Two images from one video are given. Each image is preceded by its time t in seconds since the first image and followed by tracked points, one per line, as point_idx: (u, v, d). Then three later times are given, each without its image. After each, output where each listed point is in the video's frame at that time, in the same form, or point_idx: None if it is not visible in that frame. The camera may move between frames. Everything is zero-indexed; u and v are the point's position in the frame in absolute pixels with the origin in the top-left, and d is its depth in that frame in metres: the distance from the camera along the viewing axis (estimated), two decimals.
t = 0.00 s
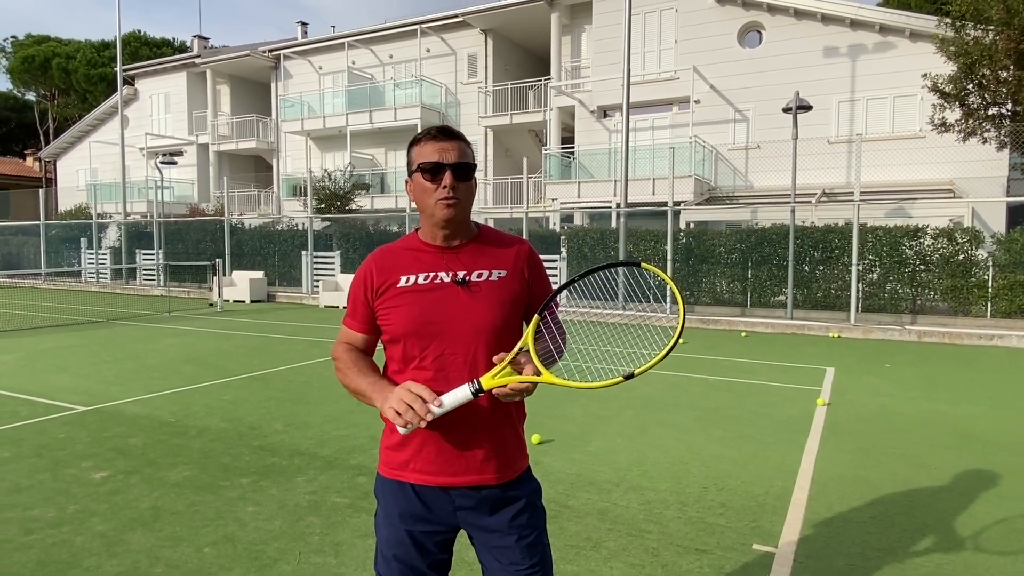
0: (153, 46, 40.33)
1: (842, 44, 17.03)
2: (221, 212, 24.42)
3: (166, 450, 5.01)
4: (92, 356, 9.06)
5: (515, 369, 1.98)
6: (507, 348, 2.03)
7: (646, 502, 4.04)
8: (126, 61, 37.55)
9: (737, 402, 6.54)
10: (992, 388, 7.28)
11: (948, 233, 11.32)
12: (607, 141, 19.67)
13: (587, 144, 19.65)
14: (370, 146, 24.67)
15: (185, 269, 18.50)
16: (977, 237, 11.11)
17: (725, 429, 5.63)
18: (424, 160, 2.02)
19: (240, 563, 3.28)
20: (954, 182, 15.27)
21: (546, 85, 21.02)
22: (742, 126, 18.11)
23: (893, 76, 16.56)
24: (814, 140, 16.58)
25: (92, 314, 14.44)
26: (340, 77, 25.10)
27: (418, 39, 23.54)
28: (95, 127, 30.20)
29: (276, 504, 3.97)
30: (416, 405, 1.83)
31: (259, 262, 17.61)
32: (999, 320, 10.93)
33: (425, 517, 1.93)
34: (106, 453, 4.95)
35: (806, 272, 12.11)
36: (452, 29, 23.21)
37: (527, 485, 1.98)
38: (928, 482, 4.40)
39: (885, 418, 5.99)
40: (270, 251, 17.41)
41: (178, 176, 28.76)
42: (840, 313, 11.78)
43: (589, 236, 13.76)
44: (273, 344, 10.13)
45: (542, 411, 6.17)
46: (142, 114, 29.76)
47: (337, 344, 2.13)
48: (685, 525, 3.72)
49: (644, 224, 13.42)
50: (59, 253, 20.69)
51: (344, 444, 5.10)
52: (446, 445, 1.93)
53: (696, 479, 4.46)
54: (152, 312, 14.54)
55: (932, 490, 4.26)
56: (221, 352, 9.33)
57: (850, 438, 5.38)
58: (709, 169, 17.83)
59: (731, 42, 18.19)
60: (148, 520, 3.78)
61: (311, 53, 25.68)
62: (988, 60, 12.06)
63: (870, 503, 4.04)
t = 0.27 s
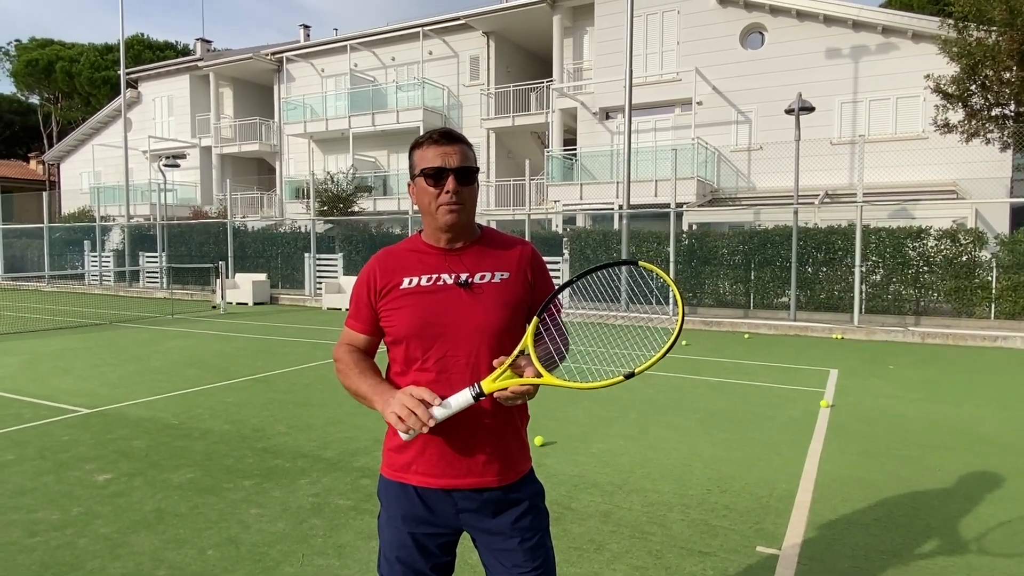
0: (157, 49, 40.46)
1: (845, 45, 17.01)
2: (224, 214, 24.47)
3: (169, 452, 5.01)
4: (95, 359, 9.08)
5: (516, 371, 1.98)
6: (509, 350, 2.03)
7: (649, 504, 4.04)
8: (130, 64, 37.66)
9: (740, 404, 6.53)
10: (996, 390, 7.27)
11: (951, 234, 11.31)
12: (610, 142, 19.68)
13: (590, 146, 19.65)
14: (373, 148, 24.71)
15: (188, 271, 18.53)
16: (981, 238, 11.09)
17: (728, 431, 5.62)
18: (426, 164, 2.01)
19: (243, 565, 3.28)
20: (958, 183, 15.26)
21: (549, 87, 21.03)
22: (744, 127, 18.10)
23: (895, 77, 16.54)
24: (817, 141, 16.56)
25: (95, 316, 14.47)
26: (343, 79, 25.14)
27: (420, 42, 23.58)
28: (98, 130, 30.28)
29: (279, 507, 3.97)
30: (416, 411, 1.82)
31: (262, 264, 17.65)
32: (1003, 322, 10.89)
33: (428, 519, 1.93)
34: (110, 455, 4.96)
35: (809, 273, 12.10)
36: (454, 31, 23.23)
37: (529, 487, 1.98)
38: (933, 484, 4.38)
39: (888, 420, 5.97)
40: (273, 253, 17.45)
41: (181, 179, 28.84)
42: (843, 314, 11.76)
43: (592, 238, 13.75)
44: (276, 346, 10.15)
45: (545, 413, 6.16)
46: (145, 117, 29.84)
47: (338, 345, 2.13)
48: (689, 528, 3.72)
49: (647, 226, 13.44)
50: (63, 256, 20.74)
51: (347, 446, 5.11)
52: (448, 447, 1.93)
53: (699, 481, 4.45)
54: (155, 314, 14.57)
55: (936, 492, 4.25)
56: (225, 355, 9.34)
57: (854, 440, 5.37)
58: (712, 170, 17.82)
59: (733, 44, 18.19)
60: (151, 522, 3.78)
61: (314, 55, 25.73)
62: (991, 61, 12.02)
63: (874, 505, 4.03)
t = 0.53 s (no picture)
0: (160, 52, 40.58)
1: (847, 47, 16.99)
2: (227, 216, 24.51)
3: (172, 454, 5.02)
4: (99, 361, 9.09)
5: (522, 374, 1.98)
6: (513, 353, 2.04)
7: (652, 506, 4.03)
8: (133, 67, 37.76)
9: (743, 406, 6.52)
10: (1000, 391, 7.25)
11: (954, 236, 11.30)
12: (612, 144, 19.68)
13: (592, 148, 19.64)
14: (375, 151, 24.74)
15: (191, 273, 18.55)
16: (984, 239, 11.08)
17: (732, 433, 5.61)
18: (430, 167, 2.01)
19: (246, 567, 3.27)
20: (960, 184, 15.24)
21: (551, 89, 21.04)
22: (747, 129, 18.10)
23: (897, 78, 16.52)
24: (819, 142, 16.55)
25: (99, 318, 14.49)
26: (345, 82, 25.17)
27: (422, 44, 23.60)
28: (101, 133, 30.35)
29: (281, 509, 3.97)
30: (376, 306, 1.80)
31: (265, 266, 17.68)
32: (1007, 323, 10.87)
33: (431, 520, 1.93)
34: (113, 457, 4.96)
35: (812, 275, 12.09)
36: (456, 33, 23.25)
37: (532, 489, 1.98)
38: (937, 486, 4.37)
39: (892, 421, 5.96)
40: (276, 255, 17.48)
41: (184, 181, 28.90)
42: (846, 315, 11.73)
43: (594, 240, 13.73)
44: (279, 348, 10.15)
45: (548, 414, 6.15)
46: (148, 119, 29.90)
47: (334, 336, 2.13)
48: (692, 529, 3.71)
49: (650, 227, 13.45)
50: (66, 258, 20.77)
51: (350, 448, 5.10)
52: (451, 448, 1.93)
53: (702, 482, 4.44)
54: (158, 317, 14.60)
55: (940, 494, 4.24)
56: (228, 357, 9.35)
57: (858, 441, 5.36)
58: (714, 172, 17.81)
59: (735, 45, 18.19)
60: (154, 524, 3.78)
61: (316, 58, 25.76)
62: (994, 62, 11.98)
63: (878, 507, 4.02)
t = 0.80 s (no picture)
0: (163, 55, 40.68)
1: (849, 47, 16.96)
2: (230, 218, 24.56)
3: (175, 456, 5.03)
4: (102, 362, 9.11)
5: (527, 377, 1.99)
6: (518, 355, 2.04)
7: (655, 507, 4.03)
8: (136, 69, 37.85)
9: (746, 407, 6.52)
10: (1004, 392, 7.23)
11: (957, 236, 11.30)
12: (614, 146, 19.68)
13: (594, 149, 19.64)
14: (377, 153, 24.77)
15: (194, 275, 18.58)
16: (987, 240, 11.07)
17: (735, 434, 5.61)
18: (433, 172, 1.99)
19: (249, 569, 3.27)
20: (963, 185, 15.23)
21: (553, 90, 21.05)
22: (749, 130, 18.10)
23: (900, 78, 16.50)
24: (822, 143, 16.54)
25: (102, 320, 14.53)
26: (347, 84, 25.21)
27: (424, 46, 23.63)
28: (104, 135, 30.43)
29: (284, 510, 3.97)
30: (367, 185, 1.85)
31: (267, 268, 17.71)
32: (1010, 324, 10.85)
33: (436, 524, 1.93)
34: (116, 459, 4.97)
35: (815, 276, 12.08)
36: (458, 35, 23.26)
37: (537, 490, 1.98)
38: (940, 487, 4.37)
39: (895, 423, 5.95)
40: (279, 257, 17.51)
41: (187, 183, 28.96)
42: (849, 316, 11.71)
43: (596, 241, 13.74)
44: (282, 349, 10.16)
45: (551, 416, 6.15)
46: (151, 121, 29.98)
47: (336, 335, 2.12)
48: (695, 531, 3.70)
49: (652, 228, 13.47)
50: (69, 260, 20.83)
51: (353, 450, 5.10)
52: (457, 452, 1.92)
53: (704, 484, 4.44)
54: (162, 318, 14.63)
55: (944, 496, 4.23)
56: (230, 358, 9.36)
57: (860, 443, 5.35)
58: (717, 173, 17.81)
59: (738, 46, 18.18)
60: (158, 526, 3.79)
61: (318, 60, 25.80)
62: (997, 62, 11.95)
63: (880, 509, 4.01)
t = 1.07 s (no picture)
0: (165, 57, 40.78)
1: (851, 48, 16.95)
2: (232, 220, 24.59)
3: (178, 457, 5.03)
4: (104, 364, 9.12)
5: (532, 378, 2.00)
6: (521, 356, 2.05)
7: (657, 509, 4.02)
8: (138, 71, 37.93)
9: (748, 408, 6.51)
10: (1006, 393, 7.22)
11: (960, 237, 11.29)
12: (616, 147, 19.69)
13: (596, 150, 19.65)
14: (379, 154, 24.79)
15: (196, 276, 18.60)
16: (989, 240, 11.06)
17: (737, 435, 5.60)
18: (443, 168, 2.01)
19: (252, 571, 3.27)
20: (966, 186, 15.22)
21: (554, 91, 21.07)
22: (750, 130, 18.09)
23: (902, 78, 16.48)
24: (824, 144, 16.53)
25: (104, 322, 14.54)
26: (349, 85, 25.24)
27: (426, 47, 23.66)
28: (107, 137, 30.48)
29: (287, 512, 3.98)
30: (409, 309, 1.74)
31: (269, 269, 17.72)
32: (1013, 325, 10.83)
33: (439, 527, 1.92)
34: (118, 460, 4.97)
35: (817, 277, 12.07)
36: (460, 36, 23.28)
37: (540, 492, 1.99)
38: (943, 489, 4.36)
39: (898, 424, 5.94)
40: (281, 258, 17.52)
41: (189, 184, 29.00)
42: (852, 317, 11.69)
43: (598, 242, 13.74)
44: (284, 351, 10.16)
45: (553, 417, 6.15)
46: (153, 123, 30.03)
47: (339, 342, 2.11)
48: (697, 532, 3.70)
49: (654, 229, 13.46)
50: (72, 262, 20.85)
51: (355, 451, 5.11)
52: (461, 455, 1.92)
53: (707, 485, 4.43)
54: (164, 320, 14.64)
55: (947, 497, 4.22)
56: (233, 359, 9.37)
57: (863, 444, 5.34)
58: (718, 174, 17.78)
59: (739, 47, 18.18)
60: (160, 527, 3.79)
61: (320, 61, 25.83)
62: (999, 63, 11.93)
63: (883, 510, 4.00)
